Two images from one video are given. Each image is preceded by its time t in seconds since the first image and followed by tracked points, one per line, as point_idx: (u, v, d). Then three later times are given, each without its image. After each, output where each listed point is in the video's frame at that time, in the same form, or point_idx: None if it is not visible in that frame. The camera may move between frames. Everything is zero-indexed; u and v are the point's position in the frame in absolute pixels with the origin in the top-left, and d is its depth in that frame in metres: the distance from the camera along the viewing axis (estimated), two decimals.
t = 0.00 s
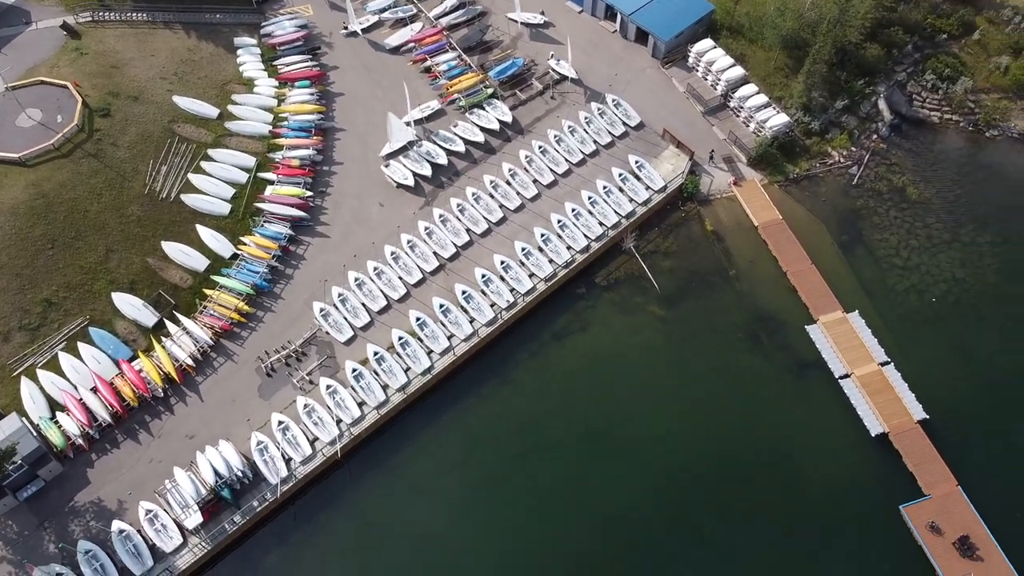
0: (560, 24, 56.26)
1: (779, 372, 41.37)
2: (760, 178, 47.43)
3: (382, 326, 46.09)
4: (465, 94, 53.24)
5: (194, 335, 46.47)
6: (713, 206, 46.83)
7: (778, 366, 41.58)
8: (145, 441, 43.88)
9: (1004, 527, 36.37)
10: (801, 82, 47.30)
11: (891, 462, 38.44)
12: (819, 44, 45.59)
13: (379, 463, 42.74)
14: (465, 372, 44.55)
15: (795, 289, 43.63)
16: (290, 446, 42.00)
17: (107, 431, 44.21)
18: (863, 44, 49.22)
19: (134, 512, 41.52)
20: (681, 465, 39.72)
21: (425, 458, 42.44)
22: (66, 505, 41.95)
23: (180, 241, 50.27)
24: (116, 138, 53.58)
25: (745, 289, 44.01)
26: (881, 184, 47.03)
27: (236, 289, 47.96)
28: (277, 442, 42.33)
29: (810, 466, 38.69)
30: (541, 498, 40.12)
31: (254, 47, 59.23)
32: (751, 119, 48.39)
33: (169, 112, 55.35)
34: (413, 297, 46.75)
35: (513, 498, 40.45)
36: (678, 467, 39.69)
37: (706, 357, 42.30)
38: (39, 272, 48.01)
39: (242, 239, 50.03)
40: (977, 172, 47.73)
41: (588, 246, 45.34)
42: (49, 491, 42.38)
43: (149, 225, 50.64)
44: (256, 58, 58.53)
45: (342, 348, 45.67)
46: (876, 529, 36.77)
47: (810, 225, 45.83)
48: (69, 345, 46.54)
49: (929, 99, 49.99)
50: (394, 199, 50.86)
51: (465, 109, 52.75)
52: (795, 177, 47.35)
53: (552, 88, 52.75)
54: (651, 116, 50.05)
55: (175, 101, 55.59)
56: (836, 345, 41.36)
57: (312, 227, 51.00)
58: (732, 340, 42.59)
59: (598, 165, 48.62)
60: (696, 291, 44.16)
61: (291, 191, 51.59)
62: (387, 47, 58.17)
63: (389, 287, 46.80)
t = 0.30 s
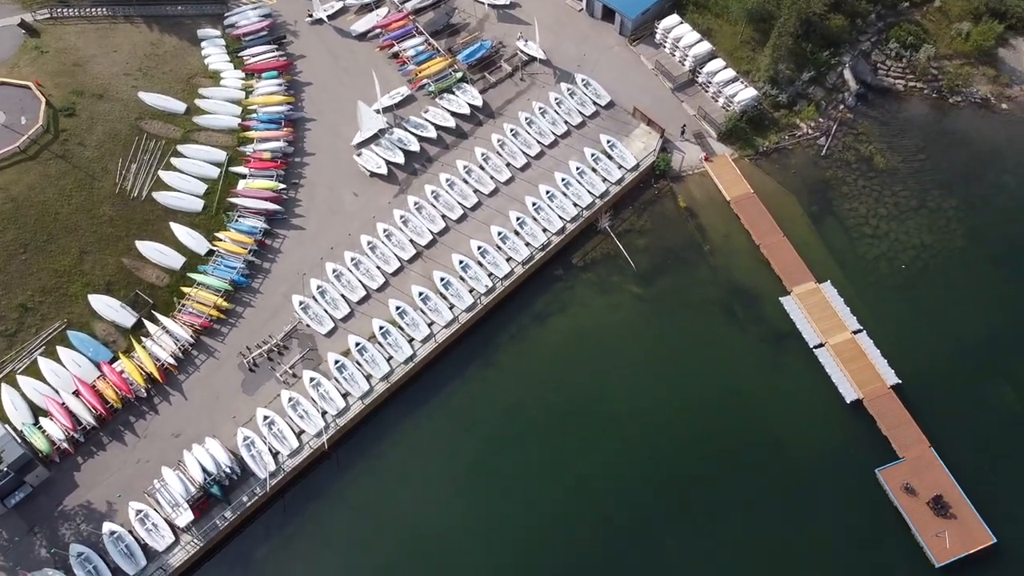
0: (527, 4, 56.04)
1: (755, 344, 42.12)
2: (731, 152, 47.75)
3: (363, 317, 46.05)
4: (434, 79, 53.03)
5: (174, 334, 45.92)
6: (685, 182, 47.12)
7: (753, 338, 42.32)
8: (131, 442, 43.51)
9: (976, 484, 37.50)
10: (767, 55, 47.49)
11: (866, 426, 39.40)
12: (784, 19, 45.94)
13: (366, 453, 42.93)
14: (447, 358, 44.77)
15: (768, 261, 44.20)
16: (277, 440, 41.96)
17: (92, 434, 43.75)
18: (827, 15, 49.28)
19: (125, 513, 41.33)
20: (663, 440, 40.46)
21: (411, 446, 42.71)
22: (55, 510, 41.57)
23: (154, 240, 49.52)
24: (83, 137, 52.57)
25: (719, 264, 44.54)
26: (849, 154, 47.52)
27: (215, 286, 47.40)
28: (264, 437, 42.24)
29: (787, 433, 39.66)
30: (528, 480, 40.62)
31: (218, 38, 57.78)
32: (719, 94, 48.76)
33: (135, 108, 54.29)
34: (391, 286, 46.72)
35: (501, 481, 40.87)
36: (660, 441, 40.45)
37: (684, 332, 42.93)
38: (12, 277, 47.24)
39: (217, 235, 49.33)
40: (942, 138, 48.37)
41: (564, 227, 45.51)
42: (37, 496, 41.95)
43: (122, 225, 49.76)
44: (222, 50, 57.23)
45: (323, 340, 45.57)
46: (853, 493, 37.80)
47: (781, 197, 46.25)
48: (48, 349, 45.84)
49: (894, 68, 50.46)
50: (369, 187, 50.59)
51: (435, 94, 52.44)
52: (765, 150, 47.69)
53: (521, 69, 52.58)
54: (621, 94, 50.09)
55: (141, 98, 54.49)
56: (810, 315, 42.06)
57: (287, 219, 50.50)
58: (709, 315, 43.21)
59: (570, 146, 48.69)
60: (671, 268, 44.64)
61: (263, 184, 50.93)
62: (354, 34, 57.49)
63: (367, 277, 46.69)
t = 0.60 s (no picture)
0: None
1: (732, 317, 42.82)
2: (702, 128, 48.00)
3: (344, 307, 45.95)
4: (403, 66, 52.64)
5: (156, 333, 45.39)
6: (658, 159, 47.36)
7: (729, 311, 43.00)
8: (119, 443, 43.17)
9: (949, 444, 38.52)
10: (734, 29, 47.92)
11: (841, 393, 40.34)
12: None
13: (353, 442, 43.07)
14: (430, 345, 44.93)
15: (742, 235, 44.67)
16: (265, 434, 41.90)
17: (79, 437, 43.31)
18: None
19: (118, 513, 41.15)
20: (646, 415, 41.16)
21: (397, 433, 42.95)
22: (46, 514, 41.28)
23: (129, 239, 48.68)
24: (51, 138, 51.25)
25: (695, 240, 45.01)
26: (819, 124, 47.85)
27: (194, 283, 46.82)
28: (251, 432, 42.14)
29: (766, 403, 40.53)
30: (514, 461, 41.19)
31: (184, 31, 56.51)
32: (689, 69, 48.83)
33: (103, 107, 53.00)
34: (372, 276, 46.61)
35: (488, 464, 41.39)
36: (644, 416, 41.15)
37: (662, 309, 43.53)
38: None
39: (193, 232, 48.63)
40: (908, 106, 48.76)
41: (540, 210, 45.66)
42: (27, 501, 41.58)
43: (96, 225, 48.82)
44: (188, 42, 55.98)
45: (306, 332, 45.41)
46: (831, 459, 38.78)
47: (753, 170, 46.64)
48: (29, 355, 45.14)
49: (860, 38, 50.43)
50: (344, 177, 50.28)
51: (406, 80, 52.25)
52: (736, 124, 47.98)
53: (491, 51, 52.38)
54: (591, 74, 50.12)
55: (108, 95, 53.12)
56: (785, 286, 42.63)
57: (263, 213, 49.90)
58: (686, 291, 43.79)
59: (543, 128, 48.70)
60: (648, 246, 45.05)
61: (237, 178, 50.20)
62: (321, 22, 56.86)
63: (347, 268, 46.55)
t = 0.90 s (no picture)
0: None
1: (711, 292, 43.34)
2: (675, 104, 48.17)
3: (327, 299, 45.83)
4: (374, 53, 52.30)
5: (139, 333, 44.85)
6: (633, 138, 47.56)
7: (708, 286, 43.51)
8: (109, 445, 42.89)
9: (924, 407, 39.46)
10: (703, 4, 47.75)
11: (819, 362, 41.12)
12: None
13: (343, 432, 43.31)
14: (414, 333, 45.08)
15: (718, 210, 45.05)
16: (254, 429, 41.90)
17: (69, 440, 42.95)
18: None
19: (112, 514, 41.07)
20: (631, 392, 41.76)
21: (385, 422, 43.19)
22: (40, 518, 41.11)
23: (107, 240, 47.97)
24: (21, 141, 50.48)
25: (672, 217, 45.37)
26: (789, 96, 48.10)
27: (174, 281, 46.26)
28: (241, 427, 42.08)
29: (747, 374, 41.25)
30: (502, 444, 41.66)
31: (149, 25, 55.03)
32: (660, 46, 48.93)
33: (72, 107, 52.07)
34: (353, 267, 46.49)
35: (476, 448, 41.85)
36: (629, 393, 41.74)
37: (642, 287, 43.96)
38: None
39: (172, 231, 47.93)
40: (876, 75, 49.05)
41: (518, 193, 45.77)
42: (20, 507, 41.33)
43: (72, 228, 48.17)
44: (154, 37, 54.66)
45: (290, 326, 45.29)
46: (811, 426, 39.68)
47: (726, 145, 46.94)
48: (13, 361, 44.45)
49: (826, 8, 50.93)
50: (320, 168, 49.97)
51: (377, 67, 51.85)
52: (708, 100, 48.16)
53: (462, 35, 52.22)
54: (563, 54, 50.08)
55: (77, 95, 52.20)
56: (761, 259, 43.14)
57: (241, 207, 49.37)
58: (665, 268, 44.21)
59: (517, 111, 48.66)
60: (626, 225, 45.34)
61: (213, 174, 49.49)
62: (288, 11, 56.02)
63: (327, 260, 46.40)
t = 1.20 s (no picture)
0: None
1: (691, 270, 43.79)
2: (648, 85, 48.29)
3: (310, 295, 45.75)
4: (345, 44, 51.90)
5: (124, 337, 44.49)
6: (607, 120, 47.75)
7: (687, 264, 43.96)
8: (101, 450, 42.69)
9: (900, 374, 40.37)
10: None
11: (798, 334, 41.82)
12: None
13: (332, 426, 43.37)
14: (399, 324, 45.18)
15: (695, 188, 45.34)
16: (245, 427, 41.84)
17: (59, 447, 42.61)
18: None
19: (108, 518, 40.94)
20: (616, 372, 42.28)
21: (373, 414, 43.33)
22: (36, 526, 40.86)
23: (86, 245, 47.07)
24: None
25: (649, 197, 45.67)
26: (760, 72, 48.27)
27: (156, 284, 45.83)
28: (231, 426, 41.97)
29: (729, 350, 41.90)
30: (489, 430, 42.07)
31: (116, 25, 53.69)
32: (631, 27, 48.97)
33: (42, 111, 50.75)
34: (335, 261, 46.41)
35: (464, 435, 42.21)
36: (614, 374, 42.25)
37: (623, 267, 44.37)
38: None
39: (150, 233, 47.30)
40: (845, 47, 49.29)
41: (496, 180, 45.94)
42: (15, 516, 41.02)
43: (50, 235, 47.19)
44: (121, 36, 53.29)
45: (275, 323, 45.24)
46: (792, 397, 40.55)
47: (700, 123, 47.18)
48: None
49: None
50: (296, 163, 49.69)
51: (349, 60, 51.52)
52: (680, 79, 48.30)
53: (432, 23, 52.08)
54: (534, 39, 50.02)
55: (46, 99, 50.85)
56: (737, 235, 43.56)
57: (219, 207, 49.04)
58: (645, 248, 44.56)
59: (491, 97, 48.67)
60: (604, 207, 45.61)
61: (189, 174, 48.81)
62: (256, 5, 55.29)
63: (309, 255, 46.26)
